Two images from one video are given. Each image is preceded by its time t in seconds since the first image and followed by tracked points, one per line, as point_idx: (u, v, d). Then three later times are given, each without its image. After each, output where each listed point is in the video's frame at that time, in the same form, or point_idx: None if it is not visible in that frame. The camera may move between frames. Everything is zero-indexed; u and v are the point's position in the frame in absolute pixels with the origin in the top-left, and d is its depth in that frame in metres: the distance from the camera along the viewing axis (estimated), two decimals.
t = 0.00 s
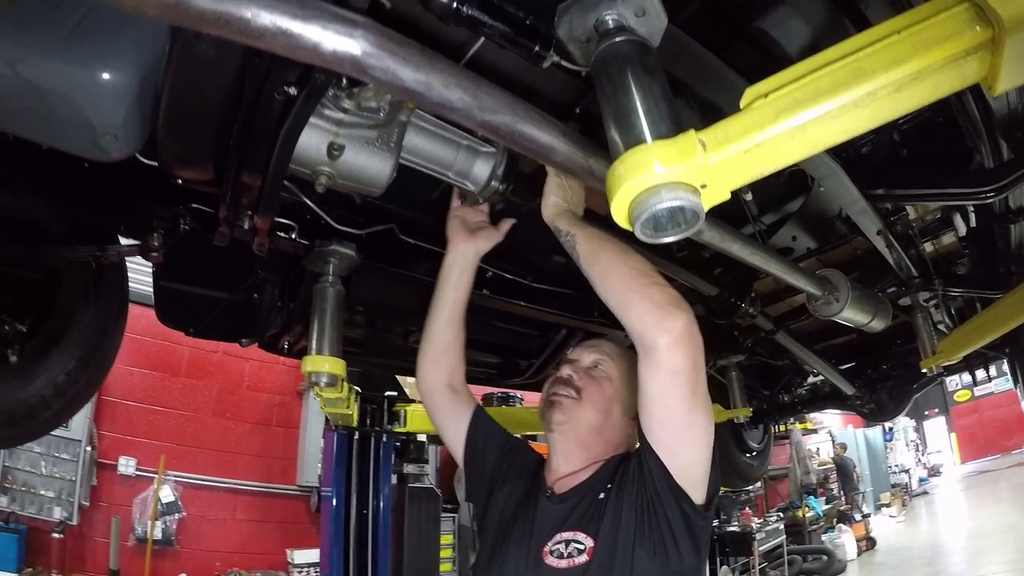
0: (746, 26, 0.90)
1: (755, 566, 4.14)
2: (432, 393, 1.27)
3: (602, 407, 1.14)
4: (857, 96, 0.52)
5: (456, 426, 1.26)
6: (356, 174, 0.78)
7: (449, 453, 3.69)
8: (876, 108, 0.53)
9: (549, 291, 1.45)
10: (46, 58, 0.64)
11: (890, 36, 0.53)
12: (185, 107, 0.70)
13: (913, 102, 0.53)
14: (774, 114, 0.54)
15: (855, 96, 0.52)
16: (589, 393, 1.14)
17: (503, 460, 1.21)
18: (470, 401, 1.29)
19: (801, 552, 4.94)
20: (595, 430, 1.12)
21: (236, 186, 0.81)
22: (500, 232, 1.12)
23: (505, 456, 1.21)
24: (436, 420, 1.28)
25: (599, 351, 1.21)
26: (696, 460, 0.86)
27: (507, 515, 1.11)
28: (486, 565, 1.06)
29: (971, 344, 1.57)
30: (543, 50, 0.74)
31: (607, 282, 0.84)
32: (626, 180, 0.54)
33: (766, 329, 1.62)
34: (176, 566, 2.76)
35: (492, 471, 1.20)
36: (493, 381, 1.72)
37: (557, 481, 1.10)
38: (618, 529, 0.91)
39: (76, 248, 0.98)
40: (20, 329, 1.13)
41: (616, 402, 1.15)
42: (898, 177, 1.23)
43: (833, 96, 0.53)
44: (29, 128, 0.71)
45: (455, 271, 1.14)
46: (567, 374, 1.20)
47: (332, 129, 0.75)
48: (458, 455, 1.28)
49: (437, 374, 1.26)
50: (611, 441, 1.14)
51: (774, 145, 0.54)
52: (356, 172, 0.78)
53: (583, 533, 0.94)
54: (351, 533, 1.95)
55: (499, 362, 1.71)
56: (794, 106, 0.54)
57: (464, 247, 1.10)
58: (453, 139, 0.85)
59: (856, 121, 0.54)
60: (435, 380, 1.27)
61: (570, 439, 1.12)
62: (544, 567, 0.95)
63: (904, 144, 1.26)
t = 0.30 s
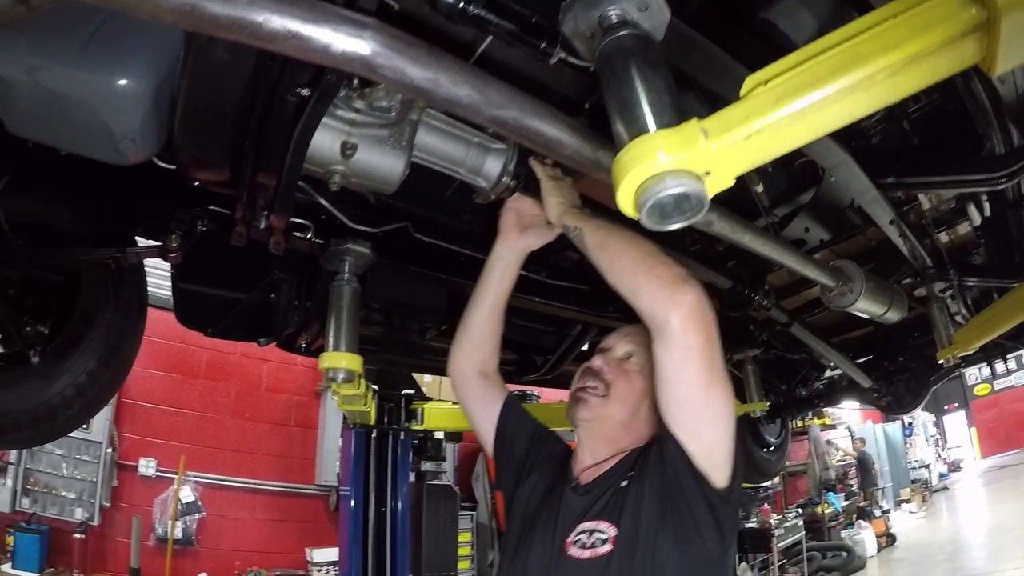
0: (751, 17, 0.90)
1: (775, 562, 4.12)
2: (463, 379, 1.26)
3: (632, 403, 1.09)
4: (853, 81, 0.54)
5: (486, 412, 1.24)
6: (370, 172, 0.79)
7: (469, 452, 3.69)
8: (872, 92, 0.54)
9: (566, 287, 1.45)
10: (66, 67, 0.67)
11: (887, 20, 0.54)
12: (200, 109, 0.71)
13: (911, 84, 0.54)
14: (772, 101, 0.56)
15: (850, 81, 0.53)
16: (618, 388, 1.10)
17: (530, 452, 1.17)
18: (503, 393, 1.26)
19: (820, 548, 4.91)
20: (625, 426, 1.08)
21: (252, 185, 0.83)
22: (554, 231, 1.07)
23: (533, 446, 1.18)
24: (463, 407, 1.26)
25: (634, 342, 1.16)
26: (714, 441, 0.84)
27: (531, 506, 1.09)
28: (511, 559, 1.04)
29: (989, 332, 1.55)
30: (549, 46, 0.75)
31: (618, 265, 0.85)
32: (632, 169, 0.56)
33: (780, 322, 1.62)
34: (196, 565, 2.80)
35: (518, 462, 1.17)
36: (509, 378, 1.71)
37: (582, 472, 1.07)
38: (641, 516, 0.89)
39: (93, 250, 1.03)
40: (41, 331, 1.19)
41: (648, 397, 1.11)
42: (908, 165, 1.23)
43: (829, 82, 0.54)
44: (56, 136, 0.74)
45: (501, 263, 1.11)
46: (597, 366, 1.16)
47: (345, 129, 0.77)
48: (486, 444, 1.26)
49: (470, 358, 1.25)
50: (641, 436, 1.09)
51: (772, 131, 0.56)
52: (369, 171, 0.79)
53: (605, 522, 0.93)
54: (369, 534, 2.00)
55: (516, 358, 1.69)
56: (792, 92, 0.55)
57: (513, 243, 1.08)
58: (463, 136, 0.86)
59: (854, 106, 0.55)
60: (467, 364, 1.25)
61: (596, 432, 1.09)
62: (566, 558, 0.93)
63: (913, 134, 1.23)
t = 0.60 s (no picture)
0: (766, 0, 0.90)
1: (796, 559, 4.08)
2: (488, 371, 1.27)
3: (662, 385, 1.05)
4: (867, 55, 0.55)
5: (511, 403, 1.24)
6: (390, 163, 0.80)
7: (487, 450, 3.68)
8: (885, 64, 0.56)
9: (584, 281, 1.44)
10: (87, 63, 0.68)
11: None
12: (222, 101, 0.72)
13: (921, 57, 0.56)
14: (790, 75, 0.57)
15: (863, 55, 0.55)
16: (648, 370, 1.06)
17: (558, 441, 1.17)
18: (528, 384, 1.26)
19: (840, 544, 4.87)
20: (655, 410, 1.05)
21: (273, 178, 0.84)
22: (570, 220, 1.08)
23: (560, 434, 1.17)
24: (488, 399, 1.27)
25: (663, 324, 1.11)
26: (757, 437, 0.83)
27: (559, 497, 1.07)
28: (539, 553, 1.03)
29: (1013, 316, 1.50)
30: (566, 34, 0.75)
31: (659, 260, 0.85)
32: (654, 145, 0.56)
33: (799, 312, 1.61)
34: (216, 564, 2.83)
35: (546, 453, 1.17)
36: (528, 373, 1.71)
37: (615, 461, 1.06)
38: (678, 509, 0.88)
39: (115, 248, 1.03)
40: (62, 329, 1.23)
41: (681, 380, 1.06)
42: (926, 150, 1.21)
43: (844, 56, 0.56)
44: (80, 134, 0.75)
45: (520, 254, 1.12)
46: (628, 349, 1.12)
47: (364, 120, 0.77)
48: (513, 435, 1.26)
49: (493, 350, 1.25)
50: (674, 420, 1.05)
51: (791, 106, 0.57)
52: (389, 162, 0.79)
53: (639, 514, 0.91)
54: (388, 534, 2.06)
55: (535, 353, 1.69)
56: (809, 67, 0.57)
57: (533, 232, 1.09)
58: (481, 128, 0.86)
59: (868, 78, 0.57)
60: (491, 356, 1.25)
61: (627, 417, 1.06)
62: (598, 549, 0.92)
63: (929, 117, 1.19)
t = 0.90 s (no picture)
0: None
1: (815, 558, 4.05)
2: (502, 369, 1.20)
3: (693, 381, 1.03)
4: (888, 45, 0.55)
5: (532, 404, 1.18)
6: (407, 163, 0.80)
7: (504, 450, 3.67)
8: (906, 54, 0.55)
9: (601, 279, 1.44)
10: (102, 69, 0.68)
11: None
12: (238, 104, 0.72)
13: (942, 45, 0.55)
14: (810, 68, 0.56)
15: (884, 45, 0.55)
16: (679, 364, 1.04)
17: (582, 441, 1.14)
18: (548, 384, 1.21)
19: (859, 542, 4.82)
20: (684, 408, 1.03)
21: (291, 180, 0.84)
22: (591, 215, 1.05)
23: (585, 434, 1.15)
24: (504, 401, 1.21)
25: (694, 318, 1.09)
26: (792, 548, 0.78)
27: (587, 497, 1.07)
28: (565, 548, 1.04)
29: None
30: (581, 31, 0.75)
31: (711, 396, 0.75)
32: (676, 141, 0.55)
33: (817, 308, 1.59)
34: (235, 565, 2.85)
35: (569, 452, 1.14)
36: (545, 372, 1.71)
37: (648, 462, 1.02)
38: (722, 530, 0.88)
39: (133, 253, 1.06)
40: (81, 333, 1.23)
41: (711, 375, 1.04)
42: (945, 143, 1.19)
43: (864, 47, 0.55)
44: (98, 140, 0.76)
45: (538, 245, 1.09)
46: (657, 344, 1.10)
47: (381, 121, 0.77)
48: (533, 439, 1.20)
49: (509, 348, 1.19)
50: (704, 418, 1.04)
51: (813, 98, 0.56)
52: (406, 162, 0.79)
53: (677, 525, 0.92)
54: (408, 534, 2.07)
55: (552, 353, 1.69)
56: (830, 59, 0.56)
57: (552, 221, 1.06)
58: (498, 127, 0.85)
59: (888, 69, 0.56)
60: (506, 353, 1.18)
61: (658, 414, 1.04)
62: (632, 553, 0.93)
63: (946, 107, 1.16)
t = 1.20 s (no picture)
0: None
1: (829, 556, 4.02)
2: (514, 367, 1.13)
3: (712, 375, 1.02)
4: (902, 36, 0.54)
5: (547, 403, 1.14)
6: (420, 162, 0.79)
7: (517, 448, 3.66)
8: (920, 45, 0.55)
9: (613, 275, 1.44)
10: (113, 70, 0.68)
11: None
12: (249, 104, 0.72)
13: (958, 34, 0.54)
14: (824, 60, 0.56)
15: (898, 36, 0.54)
16: (695, 358, 1.03)
17: (599, 439, 1.12)
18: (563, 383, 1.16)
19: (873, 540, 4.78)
20: (704, 403, 1.01)
21: (304, 180, 0.84)
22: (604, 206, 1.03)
23: (601, 434, 1.12)
24: (515, 402, 1.15)
25: (710, 311, 1.08)
26: None
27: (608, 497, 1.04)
28: (588, 553, 1.00)
29: None
30: (593, 27, 0.74)
31: None
32: (691, 134, 0.55)
33: (830, 303, 1.58)
34: (247, 566, 2.86)
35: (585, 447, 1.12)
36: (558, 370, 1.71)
37: (673, 466, 1.02)
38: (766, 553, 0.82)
39: (146, 254, 1.08)
40: (94, 335, 1.23)
41: (730, 368, 1.04)
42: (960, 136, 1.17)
43: (879, 40, 0.54)
44: (109, 142, 0.76)
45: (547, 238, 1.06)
46: (673, 338, 1.09)
47: (393, 119, 0.77)
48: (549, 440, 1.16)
49: (519, 343, 1.12)
50: (724, 414, 1.03)
51: (827, 91, 0.56)
52: (419, 161, 0.79)
53: (707, 533, 0.86)
54: (421, 534, 2.08)
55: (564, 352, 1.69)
56: (843, 51, 0.55)
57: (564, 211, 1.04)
58: (509, 124, 0.85)
59: (903, 60, 0.55)
60: (517, 348, 1.12)
61: (677, 413, 1.02)
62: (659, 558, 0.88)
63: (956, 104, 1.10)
